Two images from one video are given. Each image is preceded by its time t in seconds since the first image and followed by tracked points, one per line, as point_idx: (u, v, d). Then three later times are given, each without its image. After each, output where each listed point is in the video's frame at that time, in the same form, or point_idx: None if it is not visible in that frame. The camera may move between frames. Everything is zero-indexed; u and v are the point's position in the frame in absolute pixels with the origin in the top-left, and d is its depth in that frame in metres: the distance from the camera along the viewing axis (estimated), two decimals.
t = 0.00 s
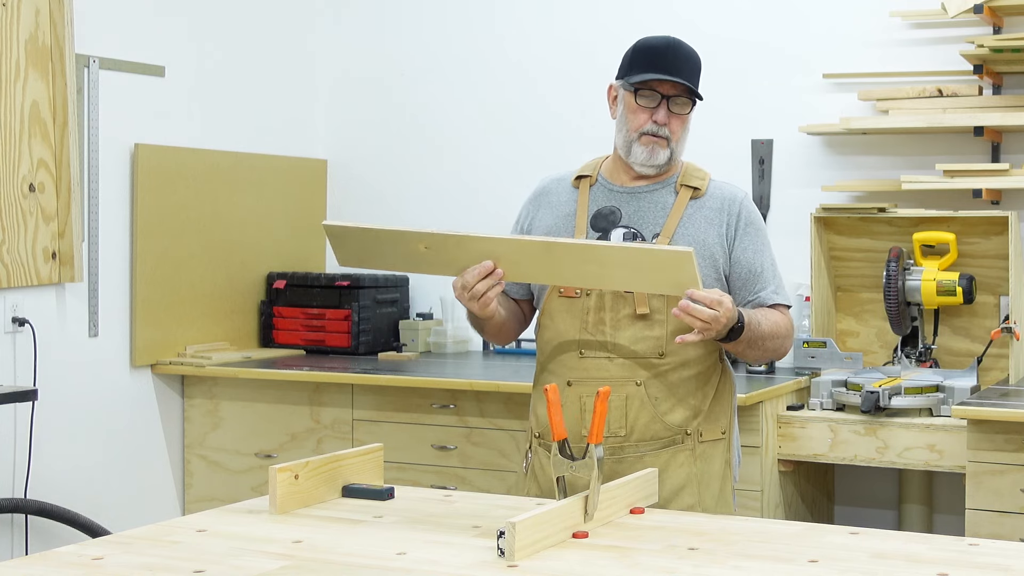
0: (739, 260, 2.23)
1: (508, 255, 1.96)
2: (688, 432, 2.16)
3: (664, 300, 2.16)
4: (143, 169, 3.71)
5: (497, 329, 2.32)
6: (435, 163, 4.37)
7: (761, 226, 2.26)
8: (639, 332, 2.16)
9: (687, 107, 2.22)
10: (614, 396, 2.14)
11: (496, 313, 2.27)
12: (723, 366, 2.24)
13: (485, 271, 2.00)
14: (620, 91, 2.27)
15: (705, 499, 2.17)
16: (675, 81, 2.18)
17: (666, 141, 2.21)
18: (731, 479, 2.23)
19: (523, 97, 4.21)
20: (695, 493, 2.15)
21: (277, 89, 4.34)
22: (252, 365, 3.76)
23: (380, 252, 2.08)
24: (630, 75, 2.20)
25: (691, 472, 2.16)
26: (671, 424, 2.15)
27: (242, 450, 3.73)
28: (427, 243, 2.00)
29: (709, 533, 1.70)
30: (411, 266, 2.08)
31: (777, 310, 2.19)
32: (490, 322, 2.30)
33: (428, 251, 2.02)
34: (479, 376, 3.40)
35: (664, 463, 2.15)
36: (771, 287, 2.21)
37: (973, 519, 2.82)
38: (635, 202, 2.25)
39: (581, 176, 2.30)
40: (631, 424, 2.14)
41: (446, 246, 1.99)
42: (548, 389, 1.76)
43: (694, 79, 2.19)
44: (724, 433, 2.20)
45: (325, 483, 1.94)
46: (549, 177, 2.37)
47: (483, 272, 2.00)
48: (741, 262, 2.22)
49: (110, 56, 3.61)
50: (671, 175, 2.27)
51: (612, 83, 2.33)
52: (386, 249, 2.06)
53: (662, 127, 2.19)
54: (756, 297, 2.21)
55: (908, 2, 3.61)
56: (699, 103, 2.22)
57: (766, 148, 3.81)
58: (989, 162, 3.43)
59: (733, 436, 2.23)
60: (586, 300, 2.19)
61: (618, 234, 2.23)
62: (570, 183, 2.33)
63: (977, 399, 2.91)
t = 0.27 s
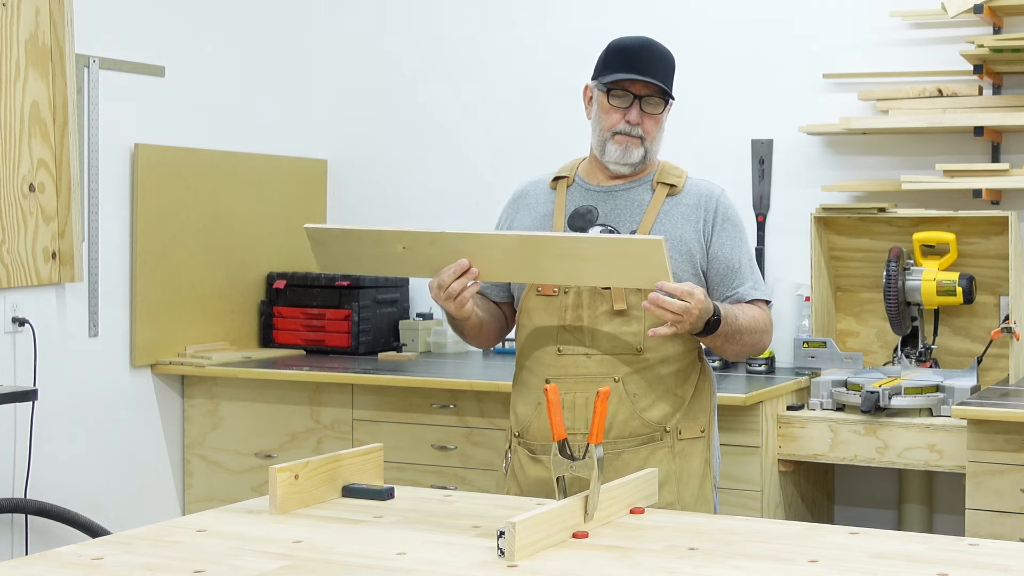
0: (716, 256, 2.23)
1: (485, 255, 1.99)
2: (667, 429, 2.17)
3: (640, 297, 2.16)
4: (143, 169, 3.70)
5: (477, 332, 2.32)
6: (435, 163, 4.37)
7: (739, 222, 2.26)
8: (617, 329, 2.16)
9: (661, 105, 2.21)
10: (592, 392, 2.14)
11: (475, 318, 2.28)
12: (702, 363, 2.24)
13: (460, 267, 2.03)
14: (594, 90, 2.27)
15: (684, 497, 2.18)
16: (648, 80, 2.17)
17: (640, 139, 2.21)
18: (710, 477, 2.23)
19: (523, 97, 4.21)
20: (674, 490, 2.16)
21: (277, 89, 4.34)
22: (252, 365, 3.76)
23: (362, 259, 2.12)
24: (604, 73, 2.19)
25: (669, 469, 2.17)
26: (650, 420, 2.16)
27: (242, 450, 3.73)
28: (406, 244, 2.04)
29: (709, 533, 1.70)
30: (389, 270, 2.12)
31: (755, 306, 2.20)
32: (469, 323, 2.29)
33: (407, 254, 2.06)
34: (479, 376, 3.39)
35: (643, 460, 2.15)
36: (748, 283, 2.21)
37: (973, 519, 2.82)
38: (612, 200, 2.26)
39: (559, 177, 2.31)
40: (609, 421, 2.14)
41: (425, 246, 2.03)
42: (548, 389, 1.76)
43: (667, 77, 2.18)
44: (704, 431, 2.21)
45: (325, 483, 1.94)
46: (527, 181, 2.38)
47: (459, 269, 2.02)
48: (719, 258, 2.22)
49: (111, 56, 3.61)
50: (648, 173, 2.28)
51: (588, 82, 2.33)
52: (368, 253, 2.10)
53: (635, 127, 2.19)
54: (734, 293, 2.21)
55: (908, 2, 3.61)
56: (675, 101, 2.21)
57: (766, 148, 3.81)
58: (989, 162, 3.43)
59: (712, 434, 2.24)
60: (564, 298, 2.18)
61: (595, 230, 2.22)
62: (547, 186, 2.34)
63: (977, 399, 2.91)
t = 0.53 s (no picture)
0: (694, 254, 2.22)
1: (467, 252, 2.02)
2: (646, 429, 2.16)
3: (618, 296, 2.16)
4: (143, 168, 3.70)
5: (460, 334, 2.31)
6: (434, 163, 4.37)
7: (716, 219, 2.25)
8: (596, 329, 2.15)
9: (635, 104, 2.20)
10: (571, 392, 2.13)
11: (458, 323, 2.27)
12: (680, 364, 2.23)
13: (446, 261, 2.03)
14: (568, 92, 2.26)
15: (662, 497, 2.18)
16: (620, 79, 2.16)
17: (615, 139, 2.20)
18: (688, 478, 2.23)
19: (524, 98, 4.20)
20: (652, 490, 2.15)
21: (277, 89, 4.34)
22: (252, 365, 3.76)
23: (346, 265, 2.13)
24: (576, 74, 2.18)
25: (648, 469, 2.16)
26: (629, 420, 2.15)
27: (242, 450, 3.73)
28: (392, 243, 2.07)
29: (709, 533, 1.70)
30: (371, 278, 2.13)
31: (732, 304, 2.20)
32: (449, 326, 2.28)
33: (392, 257, 2.08)
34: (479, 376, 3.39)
35: (622, 460, 2.14)
36: (726, 280, 2.20)
37: (973, 519, 2.82)
38: (589, 199, 2.25)
39: (536, 178, 2.30)
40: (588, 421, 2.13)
41: (411, 245, 2.05)
42: (548, 389, 1.76)
43: (640, 75, 2.17)
44: (682, 431, 2.20)
45: (325, 483, 1.94)
46: (504, 182, 2.37)
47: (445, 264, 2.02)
48: (696, 256, 2.21)
49: (110, 56, 3.61)
50: (623, 173, 2.26)
51: (561, 85, 2.31)
52: (353, 255, 2.12)
53: (610, 126, 2.18)
54: (711, 291, 2.21)
55: (908, 2, 3.61)
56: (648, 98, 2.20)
57: (765, 148, 3.81)
58: (989, 162, 3.43)
59: (690, 435, 2.24)
60: (542, 298, 2.18)
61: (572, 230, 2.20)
62: (524, 186, 2.33)
63: (977, 399, 2.91)
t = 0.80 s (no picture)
0: (673, 251, 2.20)
1: (467, 251, 2.01)
2: (627, 427, 2.16)
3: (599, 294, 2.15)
4: (143, 169, 3.70)
5: (449, 336, 2.28)
6: (435, 164, 4.37)
7: (696, 216, 2.24)
8: (576, 327, 2.15)
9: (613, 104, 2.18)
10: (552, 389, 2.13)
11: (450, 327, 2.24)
12: (661, 362, 2.23)
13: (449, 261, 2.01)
14: (545, 94, 2.24)
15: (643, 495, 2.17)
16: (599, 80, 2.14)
17: (595, 140, 2.18)
18: (668, 475, 2.23)
19: (524, 98, 4.20)
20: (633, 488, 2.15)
21: (277, 90, 4.34)
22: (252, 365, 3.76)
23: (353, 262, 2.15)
24: (553, 76, 2.16)
25: (630, 466, 2.16)
26: (611, 417, 2.14)
27: (243, 450, 3.73)
28: (401, 240, 2.08)
29: (709, 533, 1.70)
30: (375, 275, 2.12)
31: (711, 301, 2.19)
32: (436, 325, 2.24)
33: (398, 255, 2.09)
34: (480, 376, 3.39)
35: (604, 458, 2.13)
36: (706, 277, 2.19)
37: (973, 519, 2.82)
38: (568, 199, 2.24)
39: (515, 178, 2.29)
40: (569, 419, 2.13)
41: (418, 242, 2.07)
42: (548, 389, 1.76)
43: (618, 75, 2.15)
44: (662, 429, 2.21)
45: (324, 483, 1.94)
46: (483, 184, 2.36)
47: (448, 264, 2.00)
48: (675, 253, 2.20)
49: (111, 56, 3.61)
50: (601, 172, 2.25)
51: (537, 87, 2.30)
52: (363, 249, 2.14)
53: (591, 128, 2.16)
54: (692, 287, 2.19)
55: (908, 2, 3.61)
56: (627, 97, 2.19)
57: (765, 148, 3.81)
58: (989, 162, 3.43)
59: (671, 433, 2.24)
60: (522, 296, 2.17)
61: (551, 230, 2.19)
62: (502, 188, 2.32)
63: (977, 399, 2.91)
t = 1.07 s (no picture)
0: (663, 248, 2.21)
1: (488, 269, 1.98)
2: (621, 424, 2.16)
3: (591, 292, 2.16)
4: (143, 169, 3.70)
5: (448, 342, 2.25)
6: (435, 164, 4.37)
7: (687, 214, 2.25)
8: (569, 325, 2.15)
9: (607, 108, 2.18)
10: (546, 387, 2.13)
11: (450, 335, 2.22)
12: (652, 360, 2.24)
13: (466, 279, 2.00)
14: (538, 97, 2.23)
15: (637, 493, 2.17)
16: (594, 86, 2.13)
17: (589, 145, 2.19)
18: (663, 473, 2.23)
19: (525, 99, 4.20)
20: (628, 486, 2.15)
21: (277, 90, 4.34)
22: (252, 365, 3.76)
23: (364, 270, 2.11)
24: (548, 81, 2.15)
25: (624, 464, 2.15)
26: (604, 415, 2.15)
27: (243, 450, 3.73)
28: (419, 254, 2.05)
29: (709, 533, 1.70)
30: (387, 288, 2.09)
31: (702, 296, 2.19)
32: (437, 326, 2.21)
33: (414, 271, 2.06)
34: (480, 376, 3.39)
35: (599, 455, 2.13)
36: (696, 273, 2.19)
37: (974, 519, 2.82)
38: (559, 197, 2.24)
39: (506, 178, 2.29)
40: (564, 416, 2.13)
41: (436, 257, 2.03)
42: (548, 389, 1.76)
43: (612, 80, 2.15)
44: (655, 426, 2.21)
45: (325, 483, 1.94)
46: (475, 182, 2.36)
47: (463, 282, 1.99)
48: (666, 249, 2.21)
49: (111, 56, 3.61)
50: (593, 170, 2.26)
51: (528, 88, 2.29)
52: (376, 259, 2.10)
53: (585, 133, 2.16)
54: (682, 284, 2.20)
55: (908, 2, 3.61)
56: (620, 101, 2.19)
57: (765, 148, 3.81)
58: (989, 162, 3.43)
59: (663, 430, 2.25)
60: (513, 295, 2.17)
61: (543, 231, 2.22)
62: (494, 187, 2.31)
63: (977, 399, 2.91)
